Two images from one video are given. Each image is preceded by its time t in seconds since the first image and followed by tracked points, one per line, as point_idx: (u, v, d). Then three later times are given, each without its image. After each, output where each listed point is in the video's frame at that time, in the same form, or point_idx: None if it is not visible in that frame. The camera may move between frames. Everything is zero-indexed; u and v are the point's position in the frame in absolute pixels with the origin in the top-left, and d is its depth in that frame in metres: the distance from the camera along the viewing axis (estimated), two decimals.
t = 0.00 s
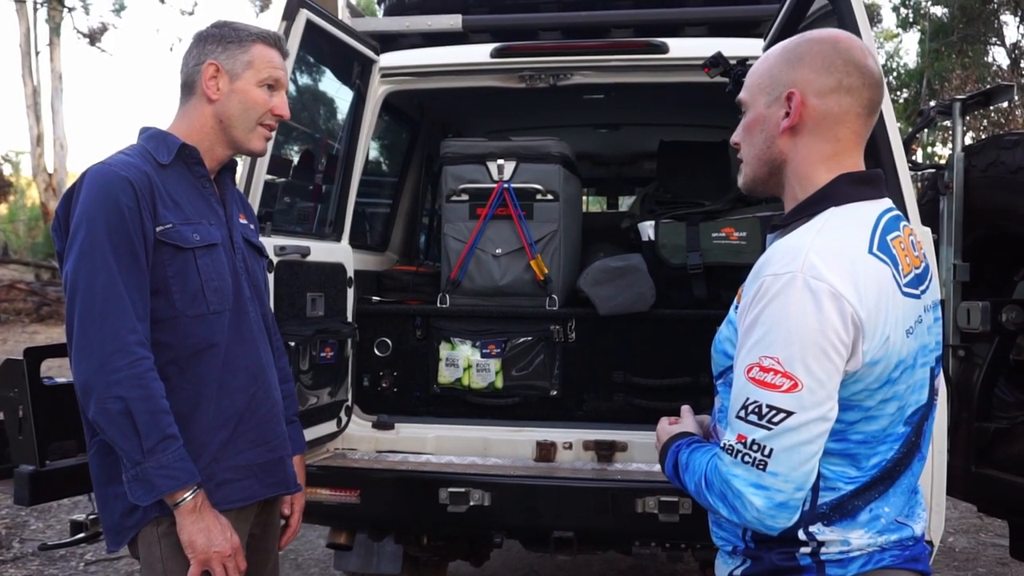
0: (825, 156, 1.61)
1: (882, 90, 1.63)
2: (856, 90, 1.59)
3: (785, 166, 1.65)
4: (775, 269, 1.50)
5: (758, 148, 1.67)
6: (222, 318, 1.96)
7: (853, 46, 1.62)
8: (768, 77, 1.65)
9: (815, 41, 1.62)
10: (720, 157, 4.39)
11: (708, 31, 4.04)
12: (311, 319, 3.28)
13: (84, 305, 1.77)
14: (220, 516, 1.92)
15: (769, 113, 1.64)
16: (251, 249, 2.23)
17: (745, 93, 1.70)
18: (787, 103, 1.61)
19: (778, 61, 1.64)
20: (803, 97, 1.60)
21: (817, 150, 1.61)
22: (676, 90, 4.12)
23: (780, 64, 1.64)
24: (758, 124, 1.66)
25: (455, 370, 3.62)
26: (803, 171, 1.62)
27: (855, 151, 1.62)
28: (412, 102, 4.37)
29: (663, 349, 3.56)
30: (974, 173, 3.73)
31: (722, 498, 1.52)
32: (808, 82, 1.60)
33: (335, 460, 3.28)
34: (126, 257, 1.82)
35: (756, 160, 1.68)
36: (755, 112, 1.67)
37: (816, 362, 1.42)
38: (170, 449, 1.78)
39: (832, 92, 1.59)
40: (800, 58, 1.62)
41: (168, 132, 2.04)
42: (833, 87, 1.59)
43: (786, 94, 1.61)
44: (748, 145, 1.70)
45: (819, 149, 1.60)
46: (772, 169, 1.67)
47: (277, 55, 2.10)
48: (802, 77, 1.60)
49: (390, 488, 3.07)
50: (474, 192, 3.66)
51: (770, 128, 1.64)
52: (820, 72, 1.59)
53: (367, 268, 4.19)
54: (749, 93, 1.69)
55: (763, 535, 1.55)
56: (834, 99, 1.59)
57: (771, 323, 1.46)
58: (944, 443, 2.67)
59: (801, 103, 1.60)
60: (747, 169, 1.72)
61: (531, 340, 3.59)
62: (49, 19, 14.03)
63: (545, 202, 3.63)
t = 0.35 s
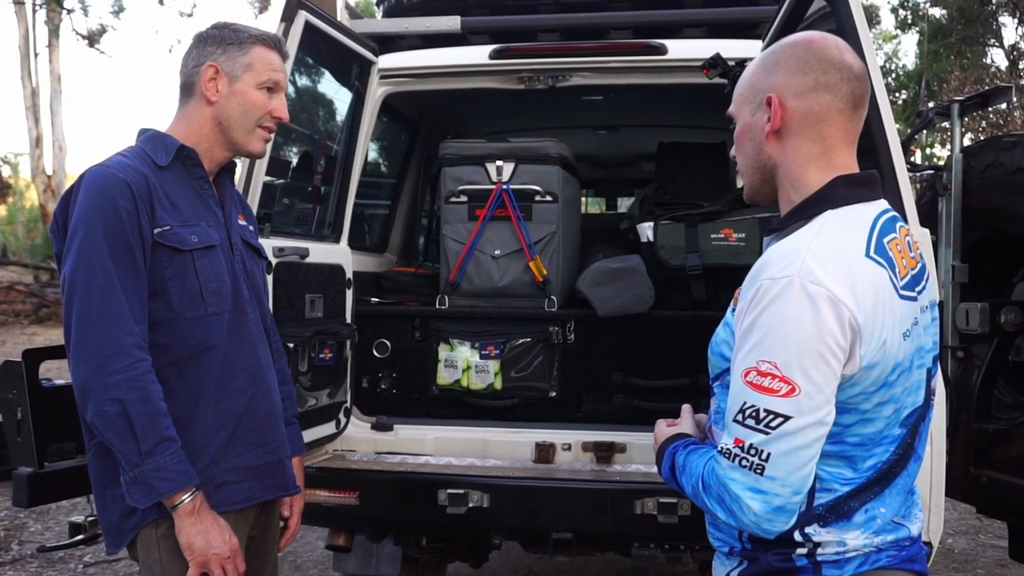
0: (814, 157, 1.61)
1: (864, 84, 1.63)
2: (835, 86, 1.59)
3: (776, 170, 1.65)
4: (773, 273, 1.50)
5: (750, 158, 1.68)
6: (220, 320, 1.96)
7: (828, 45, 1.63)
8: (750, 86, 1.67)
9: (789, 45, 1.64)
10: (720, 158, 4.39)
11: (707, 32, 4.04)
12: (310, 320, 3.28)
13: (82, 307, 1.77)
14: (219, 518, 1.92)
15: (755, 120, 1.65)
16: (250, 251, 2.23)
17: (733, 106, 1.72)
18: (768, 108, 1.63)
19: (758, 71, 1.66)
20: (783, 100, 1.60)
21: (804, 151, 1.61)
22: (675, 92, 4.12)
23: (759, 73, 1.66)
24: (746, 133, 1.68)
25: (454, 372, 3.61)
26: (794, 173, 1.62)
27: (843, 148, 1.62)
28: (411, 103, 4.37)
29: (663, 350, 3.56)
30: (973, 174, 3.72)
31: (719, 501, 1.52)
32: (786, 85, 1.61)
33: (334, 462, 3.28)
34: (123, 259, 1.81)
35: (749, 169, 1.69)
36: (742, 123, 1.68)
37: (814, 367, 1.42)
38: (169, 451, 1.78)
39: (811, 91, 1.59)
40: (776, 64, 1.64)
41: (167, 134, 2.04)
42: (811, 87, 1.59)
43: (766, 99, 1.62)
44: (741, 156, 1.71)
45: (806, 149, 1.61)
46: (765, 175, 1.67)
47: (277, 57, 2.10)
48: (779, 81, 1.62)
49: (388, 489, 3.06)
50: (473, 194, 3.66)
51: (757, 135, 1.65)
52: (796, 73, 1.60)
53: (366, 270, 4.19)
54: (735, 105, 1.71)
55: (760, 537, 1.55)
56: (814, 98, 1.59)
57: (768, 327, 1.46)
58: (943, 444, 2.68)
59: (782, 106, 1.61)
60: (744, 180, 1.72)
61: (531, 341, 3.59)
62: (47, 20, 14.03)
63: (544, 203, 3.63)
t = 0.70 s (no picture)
0: (811, 159, 1.60)
1: (852, 82, 1.63)
2: (825, 86, 1.59)
3: (774, 176, 1.64)
4: (778, 278, 1.49)
5: (745, 167, 1.67)
6: (219, 321, 1.96)
7: (812, 46, 1.64)
8: (738, 94, 1.66)
9: (775, 49, 1.64)
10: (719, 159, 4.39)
11: (707, 33, 4.04)
12: (310, 321, 3.27)
13: (81, 308, 1.77)
14: (218, 519, 1.92)
15: (747, 128, 1.64)
16: (249, 251, 2.23)
17: (721, 116, 1.71)
18: (761, 114, 1.62)
19: (744, 78, 1.66)
20: (775, 105, 1.60)
21: (801, 155, 1.61)
22: (674, 92, 4.12)
23: (747, 80, 1.65)
24: (739, 142, 1.66)
25: (453, 372, 3.61)
26: (793, 177, 1.62)
27: (838, 148, 1.62)
28: (411, 104, 4.37)
29: (662, 351, 3.55)
30: (973, 175, 3.72)
31: (725, 506, 1.51)
32: (776, 89, 1.61)
33: (333, 463, 3.28)
34: (123, 260, 1.81)
35: (745, 178, 1.68)
36: (733, 132, 1.67)
37: (822, 373, 1.42)
38: (169, 452, 1.78)
39: (802, 93, 1.59)
40: (762, 69, 1.63)
41: (167, 134, 2.03)
42: (802, 89, 1.59)
43: (758, 105, 1.62)
44: (734, 166, 1.70)
45: (802, 152, 1.60)
46: (762, 182, 1.66)
47: (278, 58, 2.10)
48: (770, 86, 1.61)
49: (388, 490, 3.06)
50: (472, 194, 3.66)
51: (752, 142, 1.64)
52: (786, 76, 1.60)
53: (365, 270, 4.18)
54: (724, 115, 1.70)
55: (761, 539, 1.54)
56: (805, 99, 1.59)
57: (775, 332, 1.46)
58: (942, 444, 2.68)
59: (774, 110, 1.60)
60: (740, 190, 1.71)
61: (530, 341, 3.59)
62: (47, 21, 14.02)
63: (544, 204, 3.62)
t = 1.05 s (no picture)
0: (818, 159, 1.60)
1: (864, 89, 1.64)
2: (843, 89, 1.59)
3: (777, 171, 1.63)
4: (772, 278, 1.49)
5: (748, 156, 1.65)
6: (221, 321, 1.96)
7: (833, 46, 1.63)
8: (753, 83, 1.64)
9: (798, 44, 1.62)
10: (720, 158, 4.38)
11: (707, 32, 4.04)
12: (310, 320, 3.27)
13: (81, 308, 1.77)
14: (219, 518, 1.91)
15: (758, 118, 1.62)
16: (250, 251, 2.22)
17: (728, 101, 1.68)
18: (776, 107, 1.60)
19: (761, 68, 1.64)
20: (793, 100, 1.59)
21: (809, 153, 1.60)
22: (675, 91, 4.12)
23: (764, 70, 1.63)
24: (746, 131, 1.64)
25: (454, 372, 3.61)
26: (797, 175, 1.61)
27: (844, 151, 1.62)
28: (411, 103, 4.37)
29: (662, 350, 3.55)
30: (973, 174, 3.72)
31: (720, 506, 1.51)
32: (797, 84, 1.59)
33: (334, 462, 3.28)
34: (124, 260, 1.81)
35: (746, 168, 1.66)
36: (741, 120, 1.65)
37: (816, 373, 1.42)
38: (169, 451, 1.78)
39: (821, 92, 1.58)
40: (783, 62, 1.61)
41: (168, 133, 2.03)
42: (822, 88, 1.58)
43: (775, 98, 1.60)
44: (736, 154, 1.68)
45: (811, 151, 1.60)
46: (764, 175, 1.65)
47: (280, 58, 2.10)
48: (789, 80, 1.60)
49: (388, 490, 3.06)
50: (472, 193, 3.66)
51: (761, 133, 1.62)
52: (808, 73, 1.59)
53: (365, 269, 4.18)
54: (733, 101, 1.67)
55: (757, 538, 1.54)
56: (824, 98, 1.58)
57: (769, 333, 1.46)
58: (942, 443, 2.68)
59: (791, 106, 1.59)
60: (736, 179, 1.70)
61: (530, 340, 3.59)
62: (46, 20, 14.01)
63: (544, 203, 3.62)
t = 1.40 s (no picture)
0: (817, 159, 1.61)
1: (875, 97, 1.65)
2: (855, 96, 1.60)
3: (776, 165, 1.64)
4: (764, 269, 1.50)
5: (750, 144, 1.65)
6: (221, 320, 1.96)
7: (854, 50, 1.63)
8: (768, 74, 1.63)
9: (821, 42, 1.61)
10: (720, 156, 4.38)
11: (707, 31, 4.04)
12: (309, 319, 3.27)
13: (82, 306, 1.77)
14: (220, 518, 1.91)
15: (767, 110, 1.62)
16: (250, 250, 2.22)
17: (740, 84, 1.67)
18: (787, 103, 1.60)
19: (779, 59, 1.62)
20: (805, 99, 1.58)
21: (810, 153, 1.61)
22: (674, 90, 4.12)
23: (782, 62, 1.62)
24: (753, 119, 1.64)
25: (454, 371, 3.60)
26: (794, 172, 1.62)
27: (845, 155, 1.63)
28: (410, 102, 4.37)
29: (662, 349, 3.55)
30: (973, 173, 3.72)
31: (714, 496, 1.51)
32: (812, 84, 1.59)
33: (334, 460, 3.28)
34: (124, 259, 1.81)
35: (746, 156, 1.66)
36: (751, 107, 1.64)
37: (807, 363, 1.42)
38: (169, 451, 1.78)
39: (833, 97, 1.58)
40: (804, 58, 1.60)
41: (169, 132, 2.03)
42: (834, 92, 1.59)
43: (788, 94, 1.60)
44: (739, 139, 1.67)
45: (811, 151, 1.60)
46: (762, 166, 1.66)
47: (280, 57, 2.10)
48: (805, 78, 1.59)
49: (388, 488, 3.06)
50: (472, 192, 3.65)
51: (766, 126, 1.62)
52: (824, 74, 1.59)
53: (365, 268, 4.18)
54: (745, 86, 1.66)
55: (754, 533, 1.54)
56: (835, 103, 1.59)
57: (761, 323, 1.46)
58: (943, 443, 2.67)
59: (803, 105, 1.59)
60: (734, 163, 1.70)
61: (530, 340, 3.58)
62: (46, 19, 14.01)
63: (544, 202, 3.62)
